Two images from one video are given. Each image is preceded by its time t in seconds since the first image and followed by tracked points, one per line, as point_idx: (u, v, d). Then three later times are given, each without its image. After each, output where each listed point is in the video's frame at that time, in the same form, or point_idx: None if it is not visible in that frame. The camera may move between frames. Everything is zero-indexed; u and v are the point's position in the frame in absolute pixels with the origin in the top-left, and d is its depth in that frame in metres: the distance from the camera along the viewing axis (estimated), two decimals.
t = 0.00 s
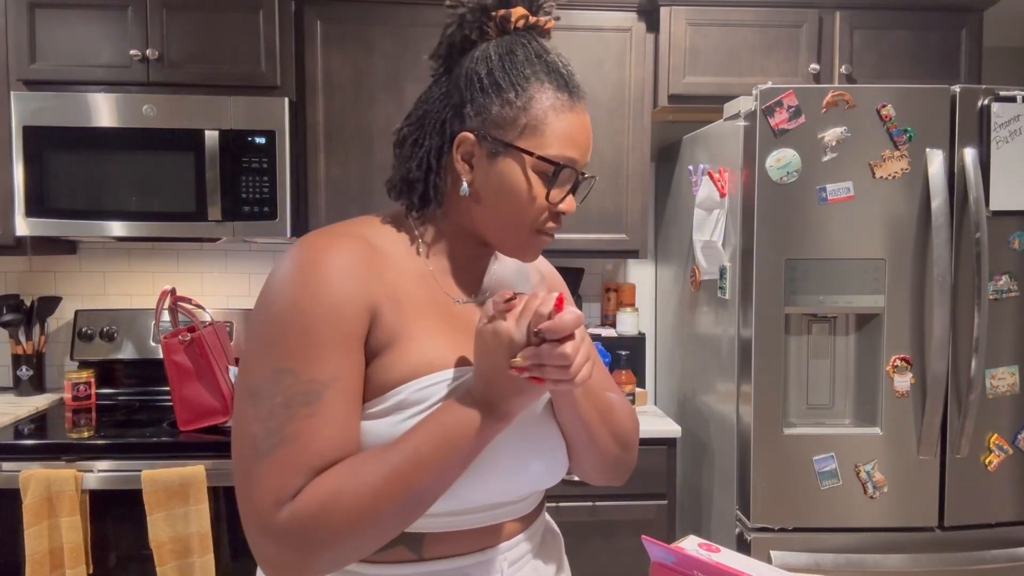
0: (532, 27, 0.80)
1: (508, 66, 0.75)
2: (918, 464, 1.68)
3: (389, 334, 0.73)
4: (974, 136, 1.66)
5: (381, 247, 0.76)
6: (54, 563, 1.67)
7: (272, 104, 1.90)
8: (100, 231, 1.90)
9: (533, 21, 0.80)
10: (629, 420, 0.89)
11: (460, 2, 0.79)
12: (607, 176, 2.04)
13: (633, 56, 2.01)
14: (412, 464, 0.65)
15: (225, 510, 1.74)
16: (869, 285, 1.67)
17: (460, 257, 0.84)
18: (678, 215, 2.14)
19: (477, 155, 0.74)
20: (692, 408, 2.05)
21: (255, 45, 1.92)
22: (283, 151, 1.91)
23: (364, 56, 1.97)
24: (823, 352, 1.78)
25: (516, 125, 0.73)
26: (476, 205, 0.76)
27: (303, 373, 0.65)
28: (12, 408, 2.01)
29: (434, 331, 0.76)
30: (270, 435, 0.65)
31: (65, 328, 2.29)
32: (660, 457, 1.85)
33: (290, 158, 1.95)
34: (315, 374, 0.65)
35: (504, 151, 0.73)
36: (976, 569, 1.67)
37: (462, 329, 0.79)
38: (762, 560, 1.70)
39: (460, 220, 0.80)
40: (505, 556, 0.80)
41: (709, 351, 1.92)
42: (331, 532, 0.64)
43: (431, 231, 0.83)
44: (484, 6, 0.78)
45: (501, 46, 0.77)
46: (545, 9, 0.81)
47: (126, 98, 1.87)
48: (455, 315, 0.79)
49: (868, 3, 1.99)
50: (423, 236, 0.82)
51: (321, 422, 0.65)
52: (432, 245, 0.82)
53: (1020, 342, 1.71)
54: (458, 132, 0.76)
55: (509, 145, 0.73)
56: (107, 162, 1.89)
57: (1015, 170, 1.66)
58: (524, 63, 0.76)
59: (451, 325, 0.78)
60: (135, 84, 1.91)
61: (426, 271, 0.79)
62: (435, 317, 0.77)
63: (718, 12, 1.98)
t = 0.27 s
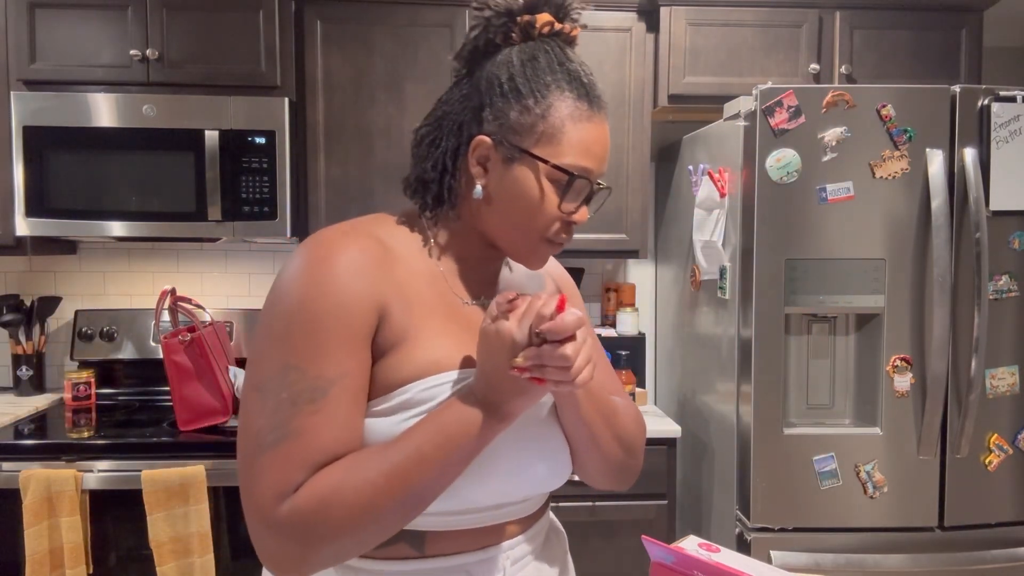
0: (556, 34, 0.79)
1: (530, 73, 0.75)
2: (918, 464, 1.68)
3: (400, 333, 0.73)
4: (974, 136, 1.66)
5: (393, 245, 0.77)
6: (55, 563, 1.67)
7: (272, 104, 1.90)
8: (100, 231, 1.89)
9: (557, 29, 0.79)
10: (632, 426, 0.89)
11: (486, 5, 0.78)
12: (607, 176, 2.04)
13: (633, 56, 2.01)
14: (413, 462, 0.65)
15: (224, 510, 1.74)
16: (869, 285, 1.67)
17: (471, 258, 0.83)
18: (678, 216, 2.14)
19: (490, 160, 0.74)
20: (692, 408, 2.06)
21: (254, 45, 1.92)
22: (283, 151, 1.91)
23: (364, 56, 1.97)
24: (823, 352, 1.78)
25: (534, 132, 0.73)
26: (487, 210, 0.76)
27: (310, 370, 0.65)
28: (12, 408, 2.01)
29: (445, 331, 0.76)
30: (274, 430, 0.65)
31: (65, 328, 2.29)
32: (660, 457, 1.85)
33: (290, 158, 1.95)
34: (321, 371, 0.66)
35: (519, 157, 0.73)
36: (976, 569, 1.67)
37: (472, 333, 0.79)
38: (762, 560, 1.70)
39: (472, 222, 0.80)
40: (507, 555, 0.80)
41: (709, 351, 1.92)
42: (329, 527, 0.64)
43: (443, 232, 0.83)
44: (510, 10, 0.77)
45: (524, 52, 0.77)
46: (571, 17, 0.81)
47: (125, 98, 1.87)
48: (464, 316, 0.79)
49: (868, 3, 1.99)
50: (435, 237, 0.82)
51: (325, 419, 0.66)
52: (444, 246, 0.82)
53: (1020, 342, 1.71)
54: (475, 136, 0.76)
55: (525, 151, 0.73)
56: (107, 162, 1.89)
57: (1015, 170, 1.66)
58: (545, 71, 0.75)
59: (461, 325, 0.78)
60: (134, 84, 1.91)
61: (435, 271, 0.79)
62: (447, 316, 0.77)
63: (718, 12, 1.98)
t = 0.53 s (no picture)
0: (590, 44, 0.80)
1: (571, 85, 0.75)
2: (918, 464, 1.68)
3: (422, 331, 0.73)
4: (974, 136, 1.66)
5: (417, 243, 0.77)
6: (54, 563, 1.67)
7: (272, 104, 1.90)
8: (100, 231, 1.89)
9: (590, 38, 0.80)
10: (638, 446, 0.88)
11: (518, 16, 0.77)
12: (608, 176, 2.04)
13: (633, 56, 2.01)
14: (427, 464, 0.65)
15: (224, 510, 1.74)
16: (869, 285, 1.67)
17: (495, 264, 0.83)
18: (678, 216, 2.14)
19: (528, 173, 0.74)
20: (692, 408, 2.06)
21: (254, 46, 1.92)
22: (283, 151, 1.91)
23: (364, 56, 1.97)
24: (823, 352, 1.78)
25: (572, 144, 0.74)
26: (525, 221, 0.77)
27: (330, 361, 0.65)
28: (12, 408, 2.01)
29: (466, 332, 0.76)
30: (289, 419, 0.65)
31: (65, 328, 2.29)
32: (660, 457, 1.85)
33: (290, 158, 1.95)
34: (341, 365, 0.65)
35: (557, 168, 0.74)
36: (976, 569, 1.67)
37: (493, 338, 0.79)
38: (762, 560, 1.70)
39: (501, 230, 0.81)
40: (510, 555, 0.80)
41: (709, 351, 1.92)
42: (336, 521, 0.64)
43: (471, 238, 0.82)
44: (545, 22, 0.77)
45: (560, 63, 0.77)
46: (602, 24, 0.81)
47: (125, 98, 1.87)
48: (484, 321, 0.79)
49: (868, 3, 1.99)
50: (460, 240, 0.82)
51: (342, 412, 0.66)
52: (480, 254, 0.82)
53: (1020, 342, 1.71)
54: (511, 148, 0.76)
55: (563, 163, 0.74)
56: (107, 162, 1.89)
57: (1014, 171, 1.67)
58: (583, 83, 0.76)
59: (480, 327, 0.78)
60: (134, 84, 1.91)
61: (457, 271, 0.79)
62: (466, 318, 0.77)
63: (718, 12, 1.98)
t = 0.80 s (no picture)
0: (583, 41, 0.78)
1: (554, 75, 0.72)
2: (918, 464, 1.68)
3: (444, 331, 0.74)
4: (974, 136, 1.66)
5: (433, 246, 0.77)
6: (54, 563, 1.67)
7: (272, 104, 1.90)
8: (100, 231, 1.90)
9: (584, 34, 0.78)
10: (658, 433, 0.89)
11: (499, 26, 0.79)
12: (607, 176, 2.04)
13: (633, 56, 2.01)
14: (446, 455, 0.64)
15: (224, 510, 1.74)
16: (869, 285, 1.67)
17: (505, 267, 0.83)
18: (678, 216, 2.14)
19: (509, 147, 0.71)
20: (692, 408, 2.05)
21: (255, 46, 1.92)
22: (283, 151, 1.92)
23: (364, 56, 1.97)
24: (823, 352, 1.78)
25: (541, 125, 0.71)
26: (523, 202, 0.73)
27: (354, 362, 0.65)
28: (12, 408, 2.01)
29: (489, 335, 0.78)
30: (311, 414, 0.65)
31: (65, 328, 2.29)
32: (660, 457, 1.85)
33: (290, 158, 1.95)
34: (361, 361, 0.65)
35: (537, 150, 0.70)
36: (976, 570, 1.67)
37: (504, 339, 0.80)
38: (761, 560, 1.70)
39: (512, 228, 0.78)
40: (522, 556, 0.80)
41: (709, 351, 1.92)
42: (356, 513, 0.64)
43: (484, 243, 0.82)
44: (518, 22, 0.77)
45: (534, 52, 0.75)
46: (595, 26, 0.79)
47: (126, 98, 1.87)
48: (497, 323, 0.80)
49: (868, 3, 1.99)
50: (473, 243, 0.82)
51: (362, 404, 0.65)
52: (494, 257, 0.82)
53: (1020, 342, 1.71)
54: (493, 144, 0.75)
55: (534, 144, 0.70)
56: (107, 162, 1.89)
57: (1014, 171, 1.66)
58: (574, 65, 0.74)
59: (493, 329, 0.79)
60: (134, 84, 1.91)
61: (471, 272, 0.79)
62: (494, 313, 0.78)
63: (717, 12, 1.98)
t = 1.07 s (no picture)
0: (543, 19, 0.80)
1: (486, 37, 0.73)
2: (918, 464, 1.68)
3: (417, 280, 0.72)
4: (974, 136, 1.66)
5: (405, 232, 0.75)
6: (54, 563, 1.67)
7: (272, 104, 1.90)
8: (100, 231, 1.89)
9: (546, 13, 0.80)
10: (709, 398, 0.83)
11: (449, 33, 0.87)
12: (607, 177, 2.04)
13: (633, 56, 2.01)
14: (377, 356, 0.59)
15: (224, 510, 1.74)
16: (870, 285, 1.67)
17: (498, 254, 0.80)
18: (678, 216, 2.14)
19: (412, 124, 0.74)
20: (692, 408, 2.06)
21: (255, 46, 1.92)
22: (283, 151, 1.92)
23: (364, 56, 1.97)
24: (824, 352, 1.78)
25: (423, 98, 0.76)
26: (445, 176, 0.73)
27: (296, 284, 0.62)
28: (12, 408, 2.01)
29: (479, 295, 0.75)
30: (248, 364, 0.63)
31: (65, 328, 2.29)
32: (660, 457, 1.85)
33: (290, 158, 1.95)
34: (309, 313, 0.62)
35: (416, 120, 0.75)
36: (976, 569, 1.67)
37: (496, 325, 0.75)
38: (761, 560, 1.70)
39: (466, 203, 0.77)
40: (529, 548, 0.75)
41: (709, 351, 1.92)
42: (269, 442, 0.62)
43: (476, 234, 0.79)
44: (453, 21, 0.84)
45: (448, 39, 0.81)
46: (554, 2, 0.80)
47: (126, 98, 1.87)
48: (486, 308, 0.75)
49: (868, 3, 1.99)
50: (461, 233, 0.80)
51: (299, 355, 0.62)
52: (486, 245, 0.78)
53: (1020, 342, 1.71)
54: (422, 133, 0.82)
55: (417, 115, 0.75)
56: (107, 162, 1.89)
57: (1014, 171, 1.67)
58: (506, 30, 0.75)
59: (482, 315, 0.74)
60: (134, 84, 1.91)
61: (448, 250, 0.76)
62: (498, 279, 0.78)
63: (717, 12, 1.98)
